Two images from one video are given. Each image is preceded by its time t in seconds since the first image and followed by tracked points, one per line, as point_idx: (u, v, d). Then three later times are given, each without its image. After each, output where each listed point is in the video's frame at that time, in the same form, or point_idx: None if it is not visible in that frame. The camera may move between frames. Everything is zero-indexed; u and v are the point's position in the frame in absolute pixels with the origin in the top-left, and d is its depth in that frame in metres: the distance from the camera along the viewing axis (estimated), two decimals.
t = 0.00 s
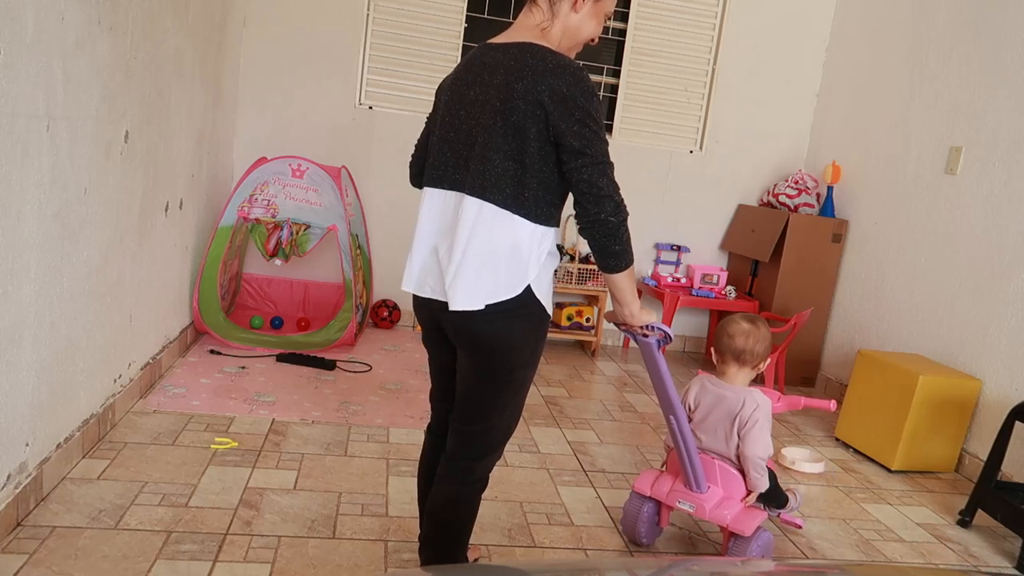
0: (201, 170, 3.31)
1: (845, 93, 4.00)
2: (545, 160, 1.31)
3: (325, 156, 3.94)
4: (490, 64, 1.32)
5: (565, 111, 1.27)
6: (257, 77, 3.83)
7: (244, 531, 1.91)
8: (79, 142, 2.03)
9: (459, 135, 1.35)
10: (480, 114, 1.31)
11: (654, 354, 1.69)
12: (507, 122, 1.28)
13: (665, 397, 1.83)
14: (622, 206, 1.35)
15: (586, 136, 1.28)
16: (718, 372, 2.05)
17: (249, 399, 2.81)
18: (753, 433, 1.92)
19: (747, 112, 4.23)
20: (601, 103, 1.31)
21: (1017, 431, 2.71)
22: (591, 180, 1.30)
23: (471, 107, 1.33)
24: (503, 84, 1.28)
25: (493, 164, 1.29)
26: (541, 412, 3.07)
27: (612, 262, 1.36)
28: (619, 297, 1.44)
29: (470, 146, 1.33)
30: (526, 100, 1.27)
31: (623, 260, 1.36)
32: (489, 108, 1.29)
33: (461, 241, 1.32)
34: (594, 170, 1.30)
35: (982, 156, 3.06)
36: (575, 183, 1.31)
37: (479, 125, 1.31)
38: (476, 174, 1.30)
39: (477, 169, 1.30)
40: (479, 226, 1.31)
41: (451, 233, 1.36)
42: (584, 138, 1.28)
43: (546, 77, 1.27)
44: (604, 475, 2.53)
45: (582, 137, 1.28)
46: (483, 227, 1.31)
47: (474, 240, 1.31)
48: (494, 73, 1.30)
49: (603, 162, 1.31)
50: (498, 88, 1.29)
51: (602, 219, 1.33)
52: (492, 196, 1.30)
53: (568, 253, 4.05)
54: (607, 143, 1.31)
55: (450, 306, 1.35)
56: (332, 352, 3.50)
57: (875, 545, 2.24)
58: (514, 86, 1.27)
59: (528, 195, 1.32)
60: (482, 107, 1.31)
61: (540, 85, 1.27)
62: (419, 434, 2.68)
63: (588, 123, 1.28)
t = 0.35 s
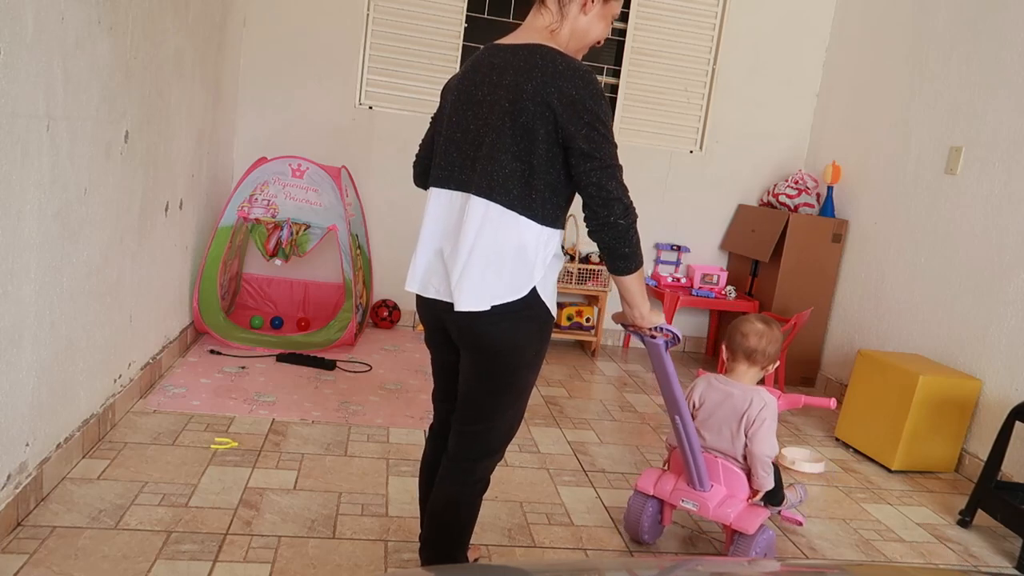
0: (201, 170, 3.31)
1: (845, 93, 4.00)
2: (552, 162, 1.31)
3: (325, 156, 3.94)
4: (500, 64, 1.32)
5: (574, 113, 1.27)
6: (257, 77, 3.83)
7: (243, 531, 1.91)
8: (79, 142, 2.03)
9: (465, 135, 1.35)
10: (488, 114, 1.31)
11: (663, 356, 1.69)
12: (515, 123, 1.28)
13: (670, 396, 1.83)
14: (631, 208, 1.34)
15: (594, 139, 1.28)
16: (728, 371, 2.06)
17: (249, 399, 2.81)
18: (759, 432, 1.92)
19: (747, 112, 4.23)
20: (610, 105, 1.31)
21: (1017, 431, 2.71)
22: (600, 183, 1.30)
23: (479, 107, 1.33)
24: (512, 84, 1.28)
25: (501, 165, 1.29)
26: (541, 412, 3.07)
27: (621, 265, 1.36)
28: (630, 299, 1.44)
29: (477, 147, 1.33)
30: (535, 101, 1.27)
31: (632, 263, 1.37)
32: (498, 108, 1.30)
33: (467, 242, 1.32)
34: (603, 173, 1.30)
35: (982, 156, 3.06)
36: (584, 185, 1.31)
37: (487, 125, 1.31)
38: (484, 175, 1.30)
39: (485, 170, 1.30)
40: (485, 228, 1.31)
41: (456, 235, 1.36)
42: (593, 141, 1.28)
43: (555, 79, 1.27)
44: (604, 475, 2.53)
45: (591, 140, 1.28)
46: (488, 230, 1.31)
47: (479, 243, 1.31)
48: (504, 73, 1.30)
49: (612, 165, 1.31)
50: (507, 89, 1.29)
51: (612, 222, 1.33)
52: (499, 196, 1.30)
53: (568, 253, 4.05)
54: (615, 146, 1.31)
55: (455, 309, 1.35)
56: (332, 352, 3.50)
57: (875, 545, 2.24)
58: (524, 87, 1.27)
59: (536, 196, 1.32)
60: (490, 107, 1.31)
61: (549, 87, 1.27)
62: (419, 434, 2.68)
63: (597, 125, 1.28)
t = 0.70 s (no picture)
0: (201, 170, 3.31)
1: (846, 93, 4.00)
2: (568, 164, 1.32)
3: (325, 156, 3.94)
4: (516, 66, 1.32)
5: (593, 118, 1.28)
6: (258, 77, 3.83)
7: (244, 531, 1.91)
8: (79, 142, 2.03)
9: (480, 137, 1.35)
10: (503, 116, 1.32)
11: (678, 353, 1.70)
12: (531, 126, 1.29)
13: (683, 393, 1.84)
14: (649, 210, 1.36)
15: (612, 143, 1.30)
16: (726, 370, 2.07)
17: (249, 399, 2.81)
18: (762, 426, 1.94)
19: (747, 112, 4.23)
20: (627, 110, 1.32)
21: (1017, 431, 2.71)
22: (619, 188, 1.32)
23: (494, 109, 1.33)
24: (530, 87, 1.29)
25: (516, 167, 1.30)
26: (541, 412, 3.07)
27: (638, 267, 1.38)
28: (648, 298, 1.45)
29: (492, 148, 1.33)
30: (552, 105, 1.27)
31: (652, 264, 1.38)
32: (514, 110, 1.30)
33: (480, 242, 1.32)
34: (622, 178, 1.32)
35: (982, 156, 3.06)
36: (603, 188, 1.33)
37: (502, 127, 1.31)
38: (498, 176, 1.31)
39: (499, 172, 1.31)
40: (499, 230, 1.31)
41: (469, 236, 1.36)
42: (611, 145, 1.29)
43: (574, 83, 1.27)
44: (604, 475, 2.53)
45: (609, 145, 1.29)
46: (503, 231, 1.32)
47: (493, 244, 1.32)
48: (520, 76, 1.30)
49: (630, 169, 1.33)
50: (524, 91, 1.29)
51: (629, 225, 1.35)
52: (513, 198, 1.30)
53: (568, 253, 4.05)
54: (633, 149, 1.32)
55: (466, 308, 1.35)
56: (332, 352, 3.50)
57: (875, 546, 2.24)
58: (542, 90, 1.28)
59: (552, 198, 1.33)
60: (505, 109, 1.31)
61: (568, 91, 1.27)
62: (419, 434, 2.68)
63: (615, 130, 1.29)
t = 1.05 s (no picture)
0: (201, 170, 3.31)
1: (845, 93, 4.00)
2: (598, 169, 1.35)
3: (325, 156, 3.94)
4: (542, 77, 1.35)
5: (622, 123, 1.31)
6: (258, 77, 3.83)
7: (243, 531, 1.91)
8: (79, 141, 2.03)
9: (508, 145, 1.38)
10: (531, 125, 1.35)
11: (710, 355, 1.75)
12: (561, 134, 1.32)
13: (707, 393, 1.87)
14: (683, 208, 1.38)
15: (642, 146, 1.32)
16: (728, 370, 2.13)
17: (249, 399, 2.81)
18: (774, 421, 2.03)
19: (747, 112, 4.23)
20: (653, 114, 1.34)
21: (1017, 431, 2.71)
22: (652, 188, 1.34)
23: (521, 118, 1.36)
24: (558, 97, 1.32)
25: (547, 175, 1.33)
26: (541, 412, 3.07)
27: (674, 265, 1.39)
28: (687, 295, 1.47)
29: (521, 156, 1.35)
30: (581, 112, 1.30)
31: (689, 261, 1.39)
32: (543, 120, 1.33)
33: (515, 246, 1.36)
34: (654, 178, 1.34)
35: (982, 156, 3.06)
36: (634, 189, 1.35)
37: (531, 136, 1.34)
38: (530, 184, 1.34)
39: (531, 179, 1.34)
40: (535, 234, 1.35)
41: (502, 240, 1.39)
42: (641, 148, 1.32)
43: (601, 92, 1.30)
44: (604, 475, 2.53)
45: (639, 148, 1.32)
46: (539, 236, 1.35)
47: (529, 247, 1.35)
48: (547, 86, 1.33)
49: (662, 169, 1.35)
50: (552, 101, 1.32)
51: (663, 224, 1.37)
52: (546, 205, 1.33)
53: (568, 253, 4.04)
54: (662, 151, 1.34)
55: (501, 309, 1.37)
56: (332, 352, 3.50)
57: (875, 546, 2.24)
58: (570, 99, 1.31)
59: (582, 201, 1.36)
60: (533, 118, 1.34)
61: (595, 100, 1.30)
62: (419, 434, 2.68)
63: (643, 133, 1.32)
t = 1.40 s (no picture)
0: (201, 170, 3.31)
1: (845, 93, 4.00)
2: (626, 171, 1.38)
3: (325, 156, 3.94)
4: (576, 81, 1.40)
5: (652, 125, 1.33)
6: (258, 77, 3.83)
7: (243, 531, 1.91)
8: (79, 141, 2.03)
9: (540, 146, 1.43)
10: (563, 127, 1.39)
11: (728, 352, 1.80)
12: (591, 136, 1.36)
13: (721, 388, 1.94)
14: (712, 213, 1.40)
15: (671, 149, 1.35)
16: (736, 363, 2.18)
17: (249, 399, 2.81)
18: (779, 414, 2.10)
19: (748, 112, 4.23)
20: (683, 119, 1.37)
21: (1017, 431, 2.71)
22: (680, 191, 1.37)
23: (554, 120, 1.41)
24: (589, 100, 1.36)
25: (577, 174, 1.37)
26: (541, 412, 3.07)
27: (699, 266, 1.42)
28: (711, 297, 1.51)
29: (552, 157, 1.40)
30: (611, 114, 1.34)
31: (715, 263, 1.42)
32: (574, 122, 1.38)
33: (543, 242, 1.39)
34: (682, 182, 1.37)
35: (982, 156, 3.06)
36: (663, 191, 1.38)
37: (562, 137, 1.39)
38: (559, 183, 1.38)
39: (561, 178, 1.38)
40: (566, 232, 1.38)
41: (534, 238, 1.43)
42: (669, 152, 1.35)
43: (632, 96, 1.34)
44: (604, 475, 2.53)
45: (667, 151, 1.34)
46: (568, 233, 1.38)
47: (561, 246, 1.38)
48: (579, 90, 1.38)
49: (691, 173, 1.37)
50: (583, 104, 1.37)
51: (692, 225, 1.39)
52: (574, 203, 1.37)
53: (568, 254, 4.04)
54: (692, 155, 1.37)
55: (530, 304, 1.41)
56: (332, 352, 3.51)
57: (875, 545, 2.24)
58: (601, 101, 1.35)
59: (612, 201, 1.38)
60: (565, 120, 1.39)
61: (625, 103, 1.34)
62: (418, 434, 2.68)
63: (672, 137, 1.34)
